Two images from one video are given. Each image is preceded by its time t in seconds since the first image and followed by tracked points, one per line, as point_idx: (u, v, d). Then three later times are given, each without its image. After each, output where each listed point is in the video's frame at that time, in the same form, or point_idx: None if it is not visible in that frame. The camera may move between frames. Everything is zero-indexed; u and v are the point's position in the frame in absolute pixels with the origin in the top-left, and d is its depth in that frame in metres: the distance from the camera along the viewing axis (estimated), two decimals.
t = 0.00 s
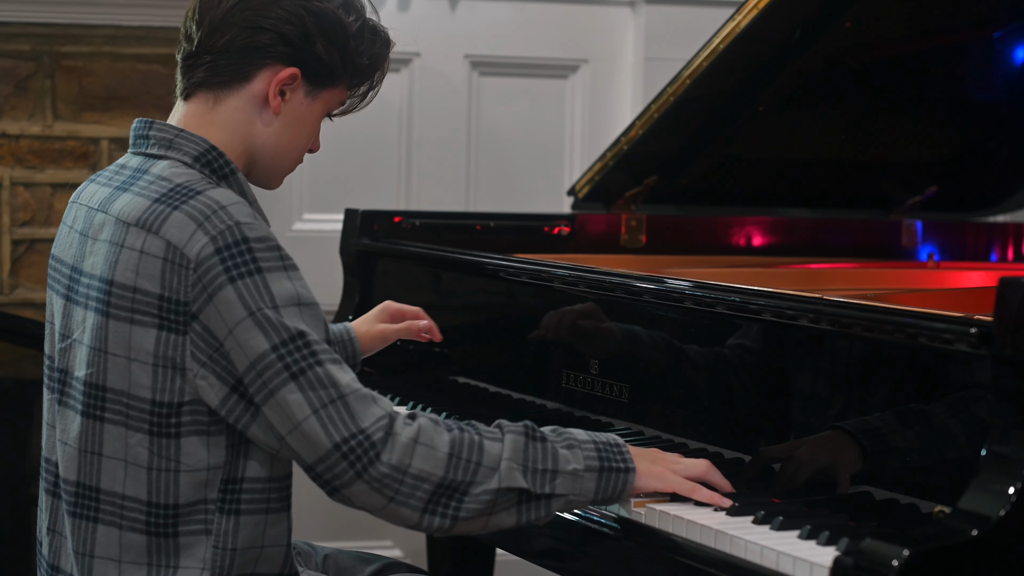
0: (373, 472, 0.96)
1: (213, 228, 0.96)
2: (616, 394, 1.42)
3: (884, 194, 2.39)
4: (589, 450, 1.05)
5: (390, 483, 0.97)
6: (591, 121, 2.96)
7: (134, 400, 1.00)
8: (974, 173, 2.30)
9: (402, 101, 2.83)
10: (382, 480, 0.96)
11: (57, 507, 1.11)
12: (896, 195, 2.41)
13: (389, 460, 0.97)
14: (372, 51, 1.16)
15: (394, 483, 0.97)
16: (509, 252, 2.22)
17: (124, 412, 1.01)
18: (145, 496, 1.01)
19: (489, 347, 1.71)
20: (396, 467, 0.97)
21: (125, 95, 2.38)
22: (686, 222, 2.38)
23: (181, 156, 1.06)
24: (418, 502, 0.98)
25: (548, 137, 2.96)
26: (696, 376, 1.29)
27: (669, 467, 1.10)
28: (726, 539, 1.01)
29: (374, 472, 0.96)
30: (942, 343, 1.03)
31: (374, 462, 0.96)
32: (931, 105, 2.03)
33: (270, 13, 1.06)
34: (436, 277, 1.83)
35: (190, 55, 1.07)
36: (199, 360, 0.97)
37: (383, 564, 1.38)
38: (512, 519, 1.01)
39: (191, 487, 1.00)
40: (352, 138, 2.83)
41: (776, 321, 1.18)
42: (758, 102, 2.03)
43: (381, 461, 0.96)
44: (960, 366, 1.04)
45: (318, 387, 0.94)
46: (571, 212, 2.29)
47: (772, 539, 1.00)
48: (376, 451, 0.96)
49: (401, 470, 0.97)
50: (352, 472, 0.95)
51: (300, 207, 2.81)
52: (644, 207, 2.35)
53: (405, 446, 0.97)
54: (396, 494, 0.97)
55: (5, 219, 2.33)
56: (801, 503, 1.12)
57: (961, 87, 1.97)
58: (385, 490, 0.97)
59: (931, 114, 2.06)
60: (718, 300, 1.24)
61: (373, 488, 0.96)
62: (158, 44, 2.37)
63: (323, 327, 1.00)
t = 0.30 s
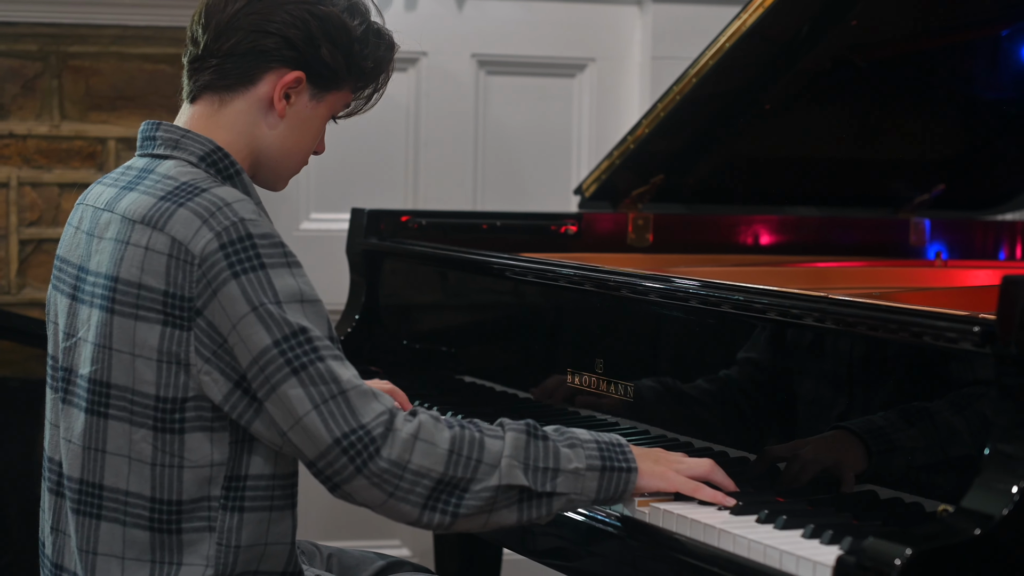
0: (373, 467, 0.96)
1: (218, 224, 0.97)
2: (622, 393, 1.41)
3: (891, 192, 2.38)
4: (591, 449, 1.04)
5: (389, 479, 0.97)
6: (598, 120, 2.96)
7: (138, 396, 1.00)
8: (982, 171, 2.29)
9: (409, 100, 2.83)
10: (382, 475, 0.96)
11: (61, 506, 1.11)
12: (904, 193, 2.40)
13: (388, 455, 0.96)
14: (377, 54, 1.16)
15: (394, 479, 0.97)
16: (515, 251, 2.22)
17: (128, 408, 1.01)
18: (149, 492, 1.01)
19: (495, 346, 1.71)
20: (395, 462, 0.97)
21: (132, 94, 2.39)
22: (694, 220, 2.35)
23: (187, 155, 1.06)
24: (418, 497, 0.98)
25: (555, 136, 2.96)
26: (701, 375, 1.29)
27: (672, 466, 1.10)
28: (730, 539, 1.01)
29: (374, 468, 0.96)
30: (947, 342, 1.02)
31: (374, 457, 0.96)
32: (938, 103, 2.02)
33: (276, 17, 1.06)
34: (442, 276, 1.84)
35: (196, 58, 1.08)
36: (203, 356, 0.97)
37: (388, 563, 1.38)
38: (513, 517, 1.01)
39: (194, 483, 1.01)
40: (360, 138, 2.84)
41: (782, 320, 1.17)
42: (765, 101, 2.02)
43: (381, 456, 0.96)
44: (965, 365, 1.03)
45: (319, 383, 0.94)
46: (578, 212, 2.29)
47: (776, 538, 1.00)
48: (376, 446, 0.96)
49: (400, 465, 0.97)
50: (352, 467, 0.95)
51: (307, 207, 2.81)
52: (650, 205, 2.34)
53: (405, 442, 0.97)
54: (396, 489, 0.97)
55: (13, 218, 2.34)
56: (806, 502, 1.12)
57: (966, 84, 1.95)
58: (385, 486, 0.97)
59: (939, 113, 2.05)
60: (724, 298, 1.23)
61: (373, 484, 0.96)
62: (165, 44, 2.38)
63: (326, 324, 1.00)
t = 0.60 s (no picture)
0: (373, 462, 0.96)
1: (221, 220, 0.97)
2: (626, 393, 1.41)
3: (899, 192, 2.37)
4: (593, 449, 1.04)
5: (389, 473, 0.97)
6: (605, 120, 2.96)
7: (141, 392, 1.00)
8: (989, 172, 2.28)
9: (416, 100, 2.83)
10: (382, 469, 0.96)
11: (64, 504, 1.12)
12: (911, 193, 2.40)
13: (388, 450, 0.96)
14: (382, 61, 1.17)
15: (394, 474, 0.97)
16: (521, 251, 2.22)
17: (131, 405, 1.01)
18: (151, 489, 1.01)
19: (500, 347, 1.71)
20: (395, 457, 0.97)
21: (139, 95, 2.39)
22: (701, 219, 2.36)
23: (192, 155, 1.07)
24: (418, 493, 0.98)
25: (562, 137, 2.95)
26: (704, 375, 1.29)
27: (674, 467, 1.10)
28: (731, 539, 1.01)
29: (374, 462, 0.96)
30: (951, 343, 1.02)
31: (374, 452, 0.96)
32: (944, 104, 2.01)
33: (283, 14, 1.07)
34: (447, 276, 1.84)
35: (203, 56, 1.08)
36: (206, 352, 0.97)
37: (392, 563, 1.39)
38: (514, 515, 1.01)
39: (197, 480, 1.01)
40: (366, 138, 2.84)
41: (786, 321, 1.17)
42: (770, 101, 2.02)
43: (382, 451, 0.96)
44: (968, 367, 1.03)
45: (320, 378, 0.94)
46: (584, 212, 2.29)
47: (777, 539, 1.00)
48: (377, 441, 0.96)
49: (400, 460, 0.97)
50: (352, 462, 0.95)
51: (314, 207, 2.81)
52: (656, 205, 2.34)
53: (406, 437, 0.97)
54: (396, 485, 0.97)
55: (19, 219, 2.35)
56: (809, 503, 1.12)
57: (974, 85, 1.94)
58: (385, 481, 0.97)
59: (945, 113, 2.04)
60: (728, 299, 1.22)
61: (373, 479, 0.96)
62: (172, 45, 2.38)
63: (329, 321, 1.00)
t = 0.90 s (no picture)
0: (387, 443, 0.95)
1: (224, 217, 0.97)
2: (627, 395, 1.41)
3: (904, 193, 2.37)
4: (605, 439, 1.05)
5: (404, 454, 0.96)
6: (610, 121, 2.96)
7: (145, 390, 1.00)
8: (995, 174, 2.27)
9: (421, 101, 2.83)
10: (396, 450, 0.96)
11: (67, 504, 1.12)
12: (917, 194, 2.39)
13: (402, 432, 0.96)
14: (382, 56, 1.16)
15: (408, 456, 0.96)
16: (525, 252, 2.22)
17: (135, 403, 1.01)
18: (155, 487, 1.01)
19: (504, 347, 1.71)
20: (409, 437, 0.96)
21: (144, 95, 2.40)
22: (706, 220, 2.35)
23: (194, 155, 1.07)
24: (432, 476, 0.98)
25: (568, 138, 2.95)
26: (707, 376, 1.29)
27: (681, 465, 1.10)
28: (732, 541, 1.01)
29: (388, 443, 0.96)
30: (953, 345, 1.01)
31: (387, 433, 0.95)
32: (949, 105, 2.00)
33: (277, 6, 1.08)
34: (451, 277, 1.83)
35: (205, 58, 1.11)
36: (209, 349, 0.97)
37: (395, 564, 1.39)
38: (527, 502, 1.00)
39: (201, 477, 1.01)
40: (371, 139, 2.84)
41: (788, 322, 1.17)
42: (774, 102, 2.02)
43: (395, 432, 0.96)
44: (969, 368, 1.02)
45: (331, 363, 0.94)
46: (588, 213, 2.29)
47: (778, 539, 1.00)
48: (390, 423, 0.96)
49: (414, 442, 0.97)
50: (365, 445, 0.95)
51: (319, 208, 2.82)
52: (660, 207, 2.34)
53: (419, 419, 0.97)
54: (409, 467, 0.97)
55: (24, 219, 2.35)
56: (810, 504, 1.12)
57: (979, 86, 1.93)
58: (399, 463, 0.96)
59: (950, 115, 2.03)
60: (731, 300, 1.22)
61: (387, 461, 0.96)
62: (177, 45, 2.39)
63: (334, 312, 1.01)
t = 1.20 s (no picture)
0: (389, 464, 0.95)
1: (235, 222, 0.97)
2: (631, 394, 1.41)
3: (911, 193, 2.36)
4: (598, 413, 1.04)
5: (405, 473, 0.97)
6: (616, 121, 2.95)
7: (153, 393, 1.00)
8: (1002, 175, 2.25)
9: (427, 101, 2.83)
10: (398, 471, 0.96)
11: (73, 504, 1.12)
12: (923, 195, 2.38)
13: (403, 453, 0.96)
14: (380, 43, 1.16)
15: (410, 473, 0.97)
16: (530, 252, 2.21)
17: (143, 405, 1.01)
18: (161, 489, 1.01)
19: (508, 348, 1.71)
20: (412, 458, 0.96)
21: (150, 96, 2.40)
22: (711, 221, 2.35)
23: (203, 156, 1.07)
24: (434, 488, 0.98)
25: (574, 138, 2.95)
26: (710, 376, 1.28)
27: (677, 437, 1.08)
28: (732, 541, 1.01)
29: (390, 465, 0.96)
30: (955, 347, 1.01)
31: (388, 454, 0.95)
32: (955, 106, 1.99)
33: (272, 2, 1.07)
34: (456, 278, 1.83)
35: (204, 59, 1.11)
36: (218, 354, 0.97)
37: (398, 564, 1.39)
38: (529, 488, 1.02)
39: (208, 480, 1.01)
40: (377, 138, 2.84)
41: (791, 324, 1.17)
42: (779, 102, 2.01)
43: (397, 454, 0.96)
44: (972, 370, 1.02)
45: (334, 380, 0.94)
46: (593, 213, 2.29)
47: (778, 540, 0.99)
48: (391, 444, 0.95)
49: (416, 460, 0.97)
50: (367, 465, 0.95)
51: (325, 208, 2.82)
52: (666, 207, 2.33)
53: (419, 437, 0.97)
54: (412, 483, 0.97)
55: (30, 219, 2.36)
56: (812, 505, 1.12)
57: (985, 87, 1.92)
58: (400, 480, 0.96)
59: (956, 115, 2.02)
60: (734, 301, 1.22)
61: (389, 479, 0.96)
62: (183, 45, 2.40)
63: (339, 320, 1.00)
